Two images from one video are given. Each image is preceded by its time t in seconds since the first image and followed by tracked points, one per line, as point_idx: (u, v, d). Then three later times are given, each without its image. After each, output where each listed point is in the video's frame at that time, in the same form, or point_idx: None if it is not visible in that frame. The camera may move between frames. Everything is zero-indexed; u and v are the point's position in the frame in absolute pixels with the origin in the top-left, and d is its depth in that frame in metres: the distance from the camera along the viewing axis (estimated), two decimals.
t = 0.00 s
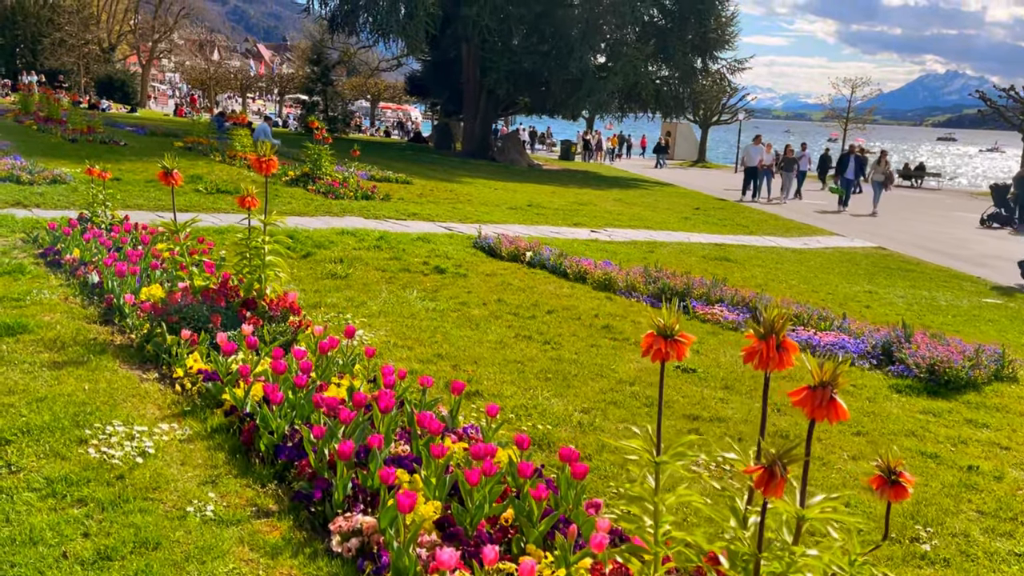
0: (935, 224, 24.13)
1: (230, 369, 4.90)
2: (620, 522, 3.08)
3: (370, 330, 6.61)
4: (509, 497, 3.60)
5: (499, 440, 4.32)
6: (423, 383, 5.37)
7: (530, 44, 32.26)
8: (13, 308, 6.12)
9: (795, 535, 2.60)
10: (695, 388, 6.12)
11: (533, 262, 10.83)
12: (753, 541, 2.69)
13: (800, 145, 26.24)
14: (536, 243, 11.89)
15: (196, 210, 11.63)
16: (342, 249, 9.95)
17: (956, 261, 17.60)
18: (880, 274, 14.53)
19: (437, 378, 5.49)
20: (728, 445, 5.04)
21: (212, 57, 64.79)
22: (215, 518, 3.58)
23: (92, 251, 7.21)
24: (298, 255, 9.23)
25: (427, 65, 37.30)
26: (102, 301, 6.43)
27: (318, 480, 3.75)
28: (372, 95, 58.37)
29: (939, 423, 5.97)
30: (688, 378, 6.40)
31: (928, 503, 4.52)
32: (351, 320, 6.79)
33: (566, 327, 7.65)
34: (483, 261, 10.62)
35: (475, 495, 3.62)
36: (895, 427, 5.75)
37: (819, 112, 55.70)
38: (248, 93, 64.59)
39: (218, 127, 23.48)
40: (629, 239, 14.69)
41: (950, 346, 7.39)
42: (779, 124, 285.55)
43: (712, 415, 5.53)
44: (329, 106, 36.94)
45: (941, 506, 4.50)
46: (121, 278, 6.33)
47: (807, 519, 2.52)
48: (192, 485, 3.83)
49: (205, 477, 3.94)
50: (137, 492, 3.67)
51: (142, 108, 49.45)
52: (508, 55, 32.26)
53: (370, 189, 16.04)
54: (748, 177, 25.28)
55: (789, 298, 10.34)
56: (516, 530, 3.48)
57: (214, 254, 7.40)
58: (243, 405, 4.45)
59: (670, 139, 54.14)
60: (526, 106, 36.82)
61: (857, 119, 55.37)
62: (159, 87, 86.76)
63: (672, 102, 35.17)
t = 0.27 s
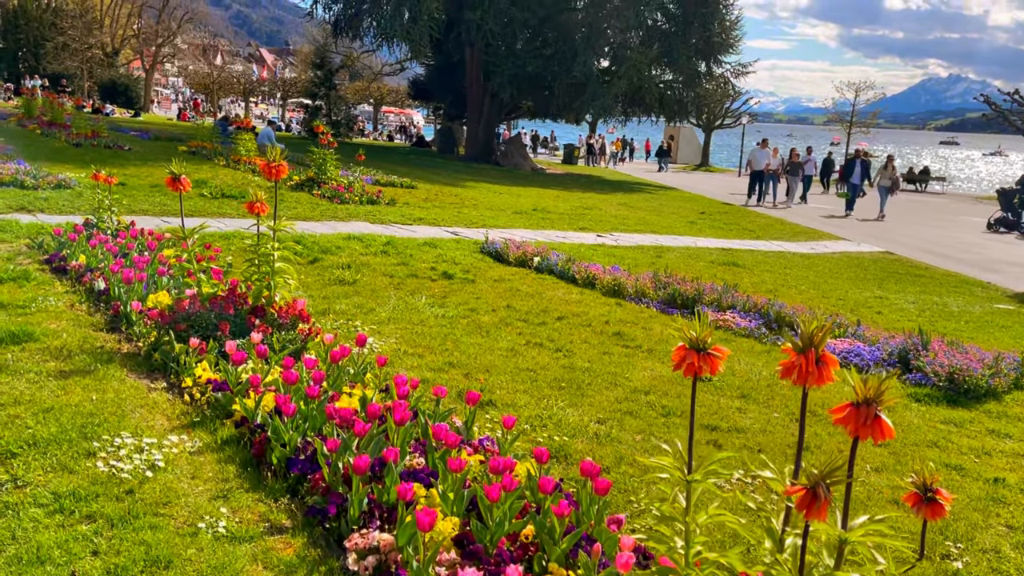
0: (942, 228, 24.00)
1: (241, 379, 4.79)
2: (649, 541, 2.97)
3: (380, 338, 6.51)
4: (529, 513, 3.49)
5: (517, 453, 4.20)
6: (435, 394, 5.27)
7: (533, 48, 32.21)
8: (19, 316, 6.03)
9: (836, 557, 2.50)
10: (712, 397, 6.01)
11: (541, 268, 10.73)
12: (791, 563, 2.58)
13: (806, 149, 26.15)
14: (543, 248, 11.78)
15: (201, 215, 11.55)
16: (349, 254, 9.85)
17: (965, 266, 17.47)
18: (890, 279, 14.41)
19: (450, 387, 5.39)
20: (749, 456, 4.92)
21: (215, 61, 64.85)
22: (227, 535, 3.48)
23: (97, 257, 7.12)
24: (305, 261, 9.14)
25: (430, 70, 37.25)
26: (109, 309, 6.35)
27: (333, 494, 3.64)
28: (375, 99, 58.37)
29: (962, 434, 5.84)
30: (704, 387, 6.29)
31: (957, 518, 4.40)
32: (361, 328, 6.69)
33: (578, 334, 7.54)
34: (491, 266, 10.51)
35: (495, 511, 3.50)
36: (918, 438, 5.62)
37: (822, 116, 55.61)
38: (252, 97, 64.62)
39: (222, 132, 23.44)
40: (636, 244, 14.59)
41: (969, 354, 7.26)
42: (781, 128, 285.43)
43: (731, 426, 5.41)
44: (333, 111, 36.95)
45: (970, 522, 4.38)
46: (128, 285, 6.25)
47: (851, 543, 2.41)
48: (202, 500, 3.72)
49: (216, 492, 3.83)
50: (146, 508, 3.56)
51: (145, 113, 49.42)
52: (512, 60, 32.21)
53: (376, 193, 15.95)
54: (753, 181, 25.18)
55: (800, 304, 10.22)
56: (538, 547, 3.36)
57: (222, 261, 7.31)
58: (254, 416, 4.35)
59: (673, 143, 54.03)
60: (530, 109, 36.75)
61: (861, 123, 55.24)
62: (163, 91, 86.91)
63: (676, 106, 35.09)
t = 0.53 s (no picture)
0: (948, 233, 23.89)
1: (251, 391, 4.69)
2: (680, 565, 2.86)
3: (390, 346, 6.41)
4: (551, 532, 3.38)
5: (536, 467, 4.10)
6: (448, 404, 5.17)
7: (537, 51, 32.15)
8: (23, 323, 5.93)
9: None
10: (729, 407, 5.89)
11: (549, 273, 10.62)
12: None
13: (811, 152, 26.07)
14: (551, 253, 11.68)
15: (206, 219, 11.45)
16: (356, 260, 9.75)
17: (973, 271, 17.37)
18: (898, 284, 14.31)
19: (463, 398, 5.28)
20: (771, 470, 4.81)
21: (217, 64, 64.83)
22: (240, 553, 3.38)
23: (103, 264, 7.03)
24: (312, 267, 9.05)
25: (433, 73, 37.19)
26: (114, 316, 6.25)
27: (348, 512, 3.54)
28: (377, 102, 58.33)
29: (984, 445, 5.73)
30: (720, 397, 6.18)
31: (986, 534, 4.29)
32: (370, 336, 6.59)
33: (589, 342, 7.43)
34: (498, 272, 10.41)
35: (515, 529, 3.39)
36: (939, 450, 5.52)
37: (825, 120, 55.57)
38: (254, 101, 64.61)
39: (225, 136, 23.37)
40: (643, 249, 14.50)
41: (986, 363, 7.16)
42: (782, 132, 285.46)
43: (750, 438, 5.31)
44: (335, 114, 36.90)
45: (999, 538, 4.27)
46: (134, 292, 6.15)
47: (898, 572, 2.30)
48: (214, 517, 3.62)
49: (228, 508, 3.73)
50: (157, 526, 3.46)
51: (147, 116, 49.37)
52: (515, 63, 32.20)
53: (380, 198, 15.86)
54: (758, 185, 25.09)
55: (811, 310, 10.12)
56: (561, 568, 3.25)
57: (228, 267, 7.20)
58: (265, 428, 4.26)
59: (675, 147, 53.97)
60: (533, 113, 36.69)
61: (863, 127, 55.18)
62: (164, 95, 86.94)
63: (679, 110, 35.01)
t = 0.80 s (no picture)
0: (956, 239, 23.75)
1: (265, 405, 4.59)
2: None
3: (403, 357, 6.31)
4: (579, 555, 3.25)
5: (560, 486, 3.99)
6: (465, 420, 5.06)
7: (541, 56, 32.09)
8: (32, 335, 5.83)
9: None
10: (750, 421, 5.78)
11: (559, 281, 10.52)
12: None
13: (818, 158, 25.98)
14: (560, 261, 11.58)
15: (212, 226, 11.37)
16: (365, 268, 9.66)
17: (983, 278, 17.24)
18: (909, 291, 14.18)
19: (481, 412, 5.18)
20: (798, 487, 4.70)
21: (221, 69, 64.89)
22: None
23: (111, 273, 6.94)
24: (321, 275, 8.95)
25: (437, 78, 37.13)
26: (124, 326, 6.16)
27: (367, 533, 3.43)
28: (380, 107, 58.32)
29: (1010, 460, 5.62)
30: (741, 410, 6.07)
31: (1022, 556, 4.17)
32: (383, 347, 6.49)
33: (604, 352, 7.33)
34: (508, 280, 10.32)
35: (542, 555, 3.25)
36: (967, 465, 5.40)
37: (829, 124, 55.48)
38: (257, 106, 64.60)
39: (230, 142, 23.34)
40: (651, 255, 14.39)
41: (1009, 374, 7.03)
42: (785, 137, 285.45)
43: (775, 453, 5.18)
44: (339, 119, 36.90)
45: None
46: (144, 302, 6.07)
47: None
48: (230, 538, 3.52)
49: (244, 529, 3.62)
50: (172, 548, 3.35)
51: (151, 121, 49.37)
52: (520, 68, 32.18)
53: (387, 203, 15.77)
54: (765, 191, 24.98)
55: (825, 318, 10.01)
56: None
57: (239, 277, 7.11)
58: (280, 445, 4.15)
59: (679, 152, 53.89)
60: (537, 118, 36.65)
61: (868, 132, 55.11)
62: (168, 100, 87.02)
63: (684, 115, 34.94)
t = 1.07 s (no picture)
0: (964, 243, 23.63)
1: (278, 417, 4.51)
2: None
3: (416, 366, 6.22)
4: None
5: (582, 502, 3.90)
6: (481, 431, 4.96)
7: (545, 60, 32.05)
8: (40, 343, 5.76)
9: None
10: (769, 432, 5.68)
11: (568, 287, 10.43)
12: None
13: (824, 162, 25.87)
14: (569, 266, 11.49)
15: (219, 232, 11.29)
16: (373, 274, 9.57)
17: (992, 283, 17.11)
18: (920, 297, 14.06)
19: (496, 424, 5.09)
20: (822, 500, 4.60)
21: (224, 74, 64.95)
22: None
23: (120, 280, 6.86)
24: (330, 282, 8.87)
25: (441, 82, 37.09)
26: (133, 335, 6.08)
27: (387, 553, 3.33)
28: (383, 111, 58.30)
29: None
30: (760, 420, 5.96)
31: None
32: (395, 356, 6.40)
33: (618, 360, 7.23)
34: (517, 286, 10.22)
35: None
36: (992, 477, 5.29)
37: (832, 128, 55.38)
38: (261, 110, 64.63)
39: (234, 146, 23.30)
40: (659, 261, 14.30)
41: None
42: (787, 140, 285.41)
43: (797, 466, 5.08)
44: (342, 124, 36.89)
45: None
46: (154, 310, 5.99)
47: None
48: (246, 557, 3.43)
49: (260, 547, 3.54)
50: (187, 567, 3.27)
51: (155, 125, 49.36)
52: (524, 72, 32.14)
53: (393, 208, 15.69)
54: (771, 195, 24.88)
55: (837, 325, 9.90)
56: None
57: (248, 284, 7.02)
58: (295, 458, 4.07)
59: (683, 156, 53.82)
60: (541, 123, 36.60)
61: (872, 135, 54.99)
62: (171, 104, 87.15)
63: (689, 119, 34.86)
